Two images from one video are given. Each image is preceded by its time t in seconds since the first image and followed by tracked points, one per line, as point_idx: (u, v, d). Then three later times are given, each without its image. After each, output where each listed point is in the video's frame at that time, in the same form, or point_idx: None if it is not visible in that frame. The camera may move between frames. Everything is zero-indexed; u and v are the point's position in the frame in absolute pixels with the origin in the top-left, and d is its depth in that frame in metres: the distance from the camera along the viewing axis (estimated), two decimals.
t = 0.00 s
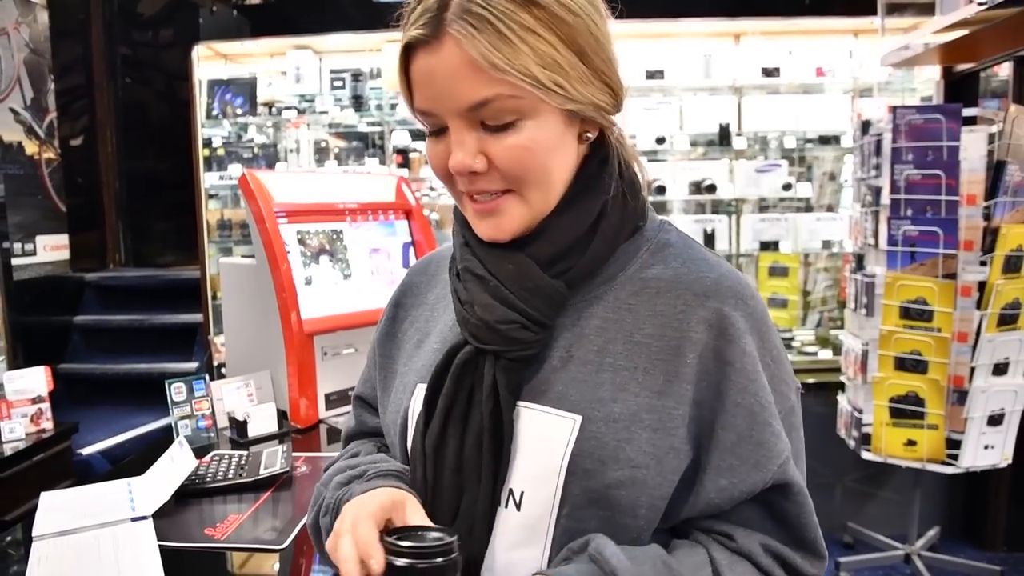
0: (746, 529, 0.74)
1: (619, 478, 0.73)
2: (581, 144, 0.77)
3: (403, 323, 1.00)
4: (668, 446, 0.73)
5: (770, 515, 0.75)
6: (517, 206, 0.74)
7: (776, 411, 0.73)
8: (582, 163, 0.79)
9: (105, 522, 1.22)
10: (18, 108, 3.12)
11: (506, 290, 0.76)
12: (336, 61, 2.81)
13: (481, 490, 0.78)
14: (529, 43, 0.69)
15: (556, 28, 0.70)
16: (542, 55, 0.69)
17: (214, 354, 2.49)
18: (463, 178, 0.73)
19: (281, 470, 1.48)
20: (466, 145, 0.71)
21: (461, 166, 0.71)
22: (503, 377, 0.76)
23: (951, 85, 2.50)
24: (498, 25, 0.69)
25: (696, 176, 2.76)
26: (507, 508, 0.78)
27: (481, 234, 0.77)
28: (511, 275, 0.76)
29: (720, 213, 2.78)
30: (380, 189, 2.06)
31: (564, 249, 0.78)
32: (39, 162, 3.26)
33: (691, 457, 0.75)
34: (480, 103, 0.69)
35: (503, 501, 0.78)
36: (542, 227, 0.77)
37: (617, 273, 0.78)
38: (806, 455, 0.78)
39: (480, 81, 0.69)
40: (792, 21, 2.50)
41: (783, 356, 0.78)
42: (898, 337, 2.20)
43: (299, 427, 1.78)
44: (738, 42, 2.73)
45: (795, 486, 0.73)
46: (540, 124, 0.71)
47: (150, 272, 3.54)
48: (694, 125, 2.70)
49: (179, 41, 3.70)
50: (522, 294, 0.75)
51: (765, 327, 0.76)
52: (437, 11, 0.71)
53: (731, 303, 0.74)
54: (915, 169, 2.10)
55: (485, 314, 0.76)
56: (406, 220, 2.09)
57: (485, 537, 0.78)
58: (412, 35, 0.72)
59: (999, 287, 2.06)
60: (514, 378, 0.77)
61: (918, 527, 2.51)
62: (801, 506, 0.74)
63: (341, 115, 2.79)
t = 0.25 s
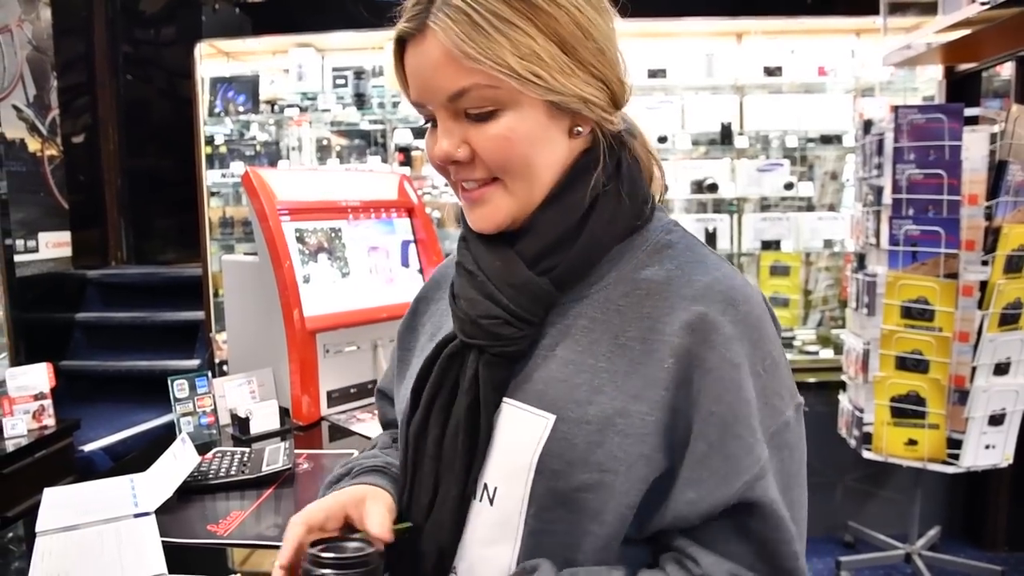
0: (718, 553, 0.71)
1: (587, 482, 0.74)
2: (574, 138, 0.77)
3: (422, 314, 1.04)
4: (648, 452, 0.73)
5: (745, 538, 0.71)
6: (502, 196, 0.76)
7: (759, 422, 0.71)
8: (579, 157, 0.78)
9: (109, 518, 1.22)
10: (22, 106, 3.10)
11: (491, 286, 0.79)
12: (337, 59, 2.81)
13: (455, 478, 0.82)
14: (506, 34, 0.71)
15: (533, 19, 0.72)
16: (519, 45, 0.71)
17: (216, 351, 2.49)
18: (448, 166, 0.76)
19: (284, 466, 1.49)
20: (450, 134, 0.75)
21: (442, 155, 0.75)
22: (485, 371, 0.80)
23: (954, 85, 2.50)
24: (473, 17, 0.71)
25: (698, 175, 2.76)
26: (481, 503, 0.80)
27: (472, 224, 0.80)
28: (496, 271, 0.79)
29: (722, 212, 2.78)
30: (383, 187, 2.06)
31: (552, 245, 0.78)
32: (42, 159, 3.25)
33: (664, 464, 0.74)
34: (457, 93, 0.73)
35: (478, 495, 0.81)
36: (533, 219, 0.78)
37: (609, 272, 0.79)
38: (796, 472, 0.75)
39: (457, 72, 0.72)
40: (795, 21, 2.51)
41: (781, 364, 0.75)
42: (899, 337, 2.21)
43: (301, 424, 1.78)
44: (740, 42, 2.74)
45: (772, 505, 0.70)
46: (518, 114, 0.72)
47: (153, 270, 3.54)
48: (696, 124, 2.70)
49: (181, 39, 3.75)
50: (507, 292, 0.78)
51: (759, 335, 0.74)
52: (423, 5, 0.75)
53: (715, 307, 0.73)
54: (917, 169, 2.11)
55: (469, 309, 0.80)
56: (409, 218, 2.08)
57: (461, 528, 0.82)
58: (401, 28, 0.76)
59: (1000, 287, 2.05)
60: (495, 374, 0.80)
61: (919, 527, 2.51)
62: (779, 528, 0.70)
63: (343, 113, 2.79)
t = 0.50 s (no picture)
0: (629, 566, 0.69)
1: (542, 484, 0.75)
2: (573, 136, 0.78)
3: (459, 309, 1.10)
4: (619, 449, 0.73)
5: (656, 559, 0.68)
6: (499, 189, 0.79)
7: (702, 434, 0.68)
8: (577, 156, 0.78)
9: (117, 516, 1.24)
10: (29, 105, 3.10)
11: (483, 285, 0.83)
12: (343, 58, 2.81)
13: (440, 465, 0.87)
14: (501, 30, 0.72)
15: (528, 14, 0.73)
16: (513, 41, 0.72)
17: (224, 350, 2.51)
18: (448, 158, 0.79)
19: (293, 465, 1.49)
20: (448, 127, 0.78)
21: (441, 147, 0.78)
22: (475, 367, 0.85)
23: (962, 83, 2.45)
24: (470, 13, 0.74)
25: (705, 174, 2.75)
26: (461, 494, 0.84)
27: (474, 216, 0.83)
28: (487, 270, 0.83)
29: (728, 211, 2.77)
30: (389, 187, 2.05)
31: (543, 244, 0.80)
32: (49, 158, 3.25)
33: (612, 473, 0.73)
34: (453, 87, 0.75)
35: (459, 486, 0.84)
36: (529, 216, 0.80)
37: (599, 275, 0.79)
38: (752, 501, 0.69)
39: (452, 66, 0.75)
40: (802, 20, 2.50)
41: (754, 382, 0.70)
42: (906, 336, 2.20)
43: (310, 423, 1.79)
44: (746, 40, 2.74)
45: (687, 522, 0.66)
46: (510, 108, 0.74)
47: (159, 269, 3.56)
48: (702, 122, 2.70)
49: (188, 38, 3.79)
50: (496, 291, 0.82)
51: (727, 348, 0.70)
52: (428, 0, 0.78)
53: (674, 314, 0.71)
54: (924, 168, 2.10)
55: (463, 306, 0.85)
56: (415, 217, 2.09)
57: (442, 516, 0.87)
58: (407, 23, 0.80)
59: (1009, 286, 2.01)
60: (484, 370, 0.84)
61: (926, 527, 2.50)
62: (699, 552, 0.66)
63: (349, 112, 2.79)
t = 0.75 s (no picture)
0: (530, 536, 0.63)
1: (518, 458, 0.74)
2: (611, 118, 0.75)
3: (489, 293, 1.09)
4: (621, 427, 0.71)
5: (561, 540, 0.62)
6: (531, 159, 0.75)
7: (639, 414, 0.60)
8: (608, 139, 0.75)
9: (143, 500, 1.25)
10: (52, 96, 3.20)
11: (495, 264, 0.83)
12: (360, 48, 2.81)
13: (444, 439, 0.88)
14: None
15: None
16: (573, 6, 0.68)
17: (242, 339, 2.53)
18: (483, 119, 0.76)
19: (312, 450, 1.50)
20: (489, 87, 0.75)
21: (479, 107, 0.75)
22: (485, 345, 0.85)
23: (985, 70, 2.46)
24: None
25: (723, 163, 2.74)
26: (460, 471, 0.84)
27: (498, 184, 0.79)
28: (501, 250, 0.82)
29: (746, 200, 2.77)
30: (409, 175, 2.07)
31: (556, 226, 0.76)
32: (70, 149, 3.32)
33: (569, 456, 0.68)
34: (502, 46, 0.72)
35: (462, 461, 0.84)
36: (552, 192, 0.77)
37: (600, 259, 0.75)
38: (673, 501, 0.59)
39: (504, 25, 0.71)
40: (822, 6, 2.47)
41: (717, 382, 0.61)
42: (927, 326, 2.18)
43: (328, 409, 1.80)
44: (766, 28, 2.69)
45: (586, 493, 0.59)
46: (556, 77, 0.71)
47: (179, 258, 3.59)
48: (721, 111, 2.68)
49: (206, 29, 3.77)
50: (506, 272, 0.81)
51: (691, 336, 0.62)
52: None
53: (637, 297, 0.65)
54: (947, 156, 2.08)
55: (476, 285, 0.85)
56: (434, 205, 2.09)
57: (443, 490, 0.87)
58: None
59: None
60: (493, 349, 0.84)
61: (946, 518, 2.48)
62: (594, 530, 0.59)
63: (366, 101, 2.80)
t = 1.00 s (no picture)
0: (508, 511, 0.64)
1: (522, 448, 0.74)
2: (647, 109, 0.75)
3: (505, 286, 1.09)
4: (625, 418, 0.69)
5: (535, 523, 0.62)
6: (572, 140, 0.74)
7: (623, 399, 0.59)
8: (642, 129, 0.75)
9: (163, 492, 1.26)
10: (70, 91, 3.25)
11: (511, 256, 0.83)
12: (376, 41, 2.81)
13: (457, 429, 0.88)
14: None
15: None
16: None
17: (260, 332, 2.54)
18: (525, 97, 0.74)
19: (331, 443, 1.51)
20: (535, 65, 0.73)
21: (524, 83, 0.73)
22: (500, 335, 0.85)
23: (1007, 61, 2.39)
24: None
25: (740, 155, 2.73)
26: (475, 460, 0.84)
27: (528, 167, 0.77)
28: (518, 241, 0.82)
29: (763, 193, 2.75)
30: (425, 168, 2.06)
31: (576, 215, 0.75)
32: (89, 143, 3.38)
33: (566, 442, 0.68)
34: (559, 24, 0.71)
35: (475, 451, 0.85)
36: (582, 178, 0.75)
37: (604, 252, 0.74)
38: (650, 488, 0.58)
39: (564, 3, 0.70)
40: None
41: (706, 373, 0.59)
42: (946, 319, 2.16)
43: (346, 403, 1.80)
44: (783, 19, 2.69)
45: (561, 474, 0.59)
46: (611, 60, 0.71)
47: (196, 252, 3.61)
48: (738, 103, 2.67)
49: (223, 24, 3.78)
50: (522, 263, 0.80)
51: (684, 325, 0.61)
52: None
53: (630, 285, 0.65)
54: (966, 148, 2.05)
55: (493, 275, 0.85)
56: (450, 198, 2.09)
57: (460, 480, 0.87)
58: None
59: None
60: (507, 339, 0.84)
61: (964, 513, 2.46)
62: (566, 509, 0.59)
63: (383, 96, 2.79)
